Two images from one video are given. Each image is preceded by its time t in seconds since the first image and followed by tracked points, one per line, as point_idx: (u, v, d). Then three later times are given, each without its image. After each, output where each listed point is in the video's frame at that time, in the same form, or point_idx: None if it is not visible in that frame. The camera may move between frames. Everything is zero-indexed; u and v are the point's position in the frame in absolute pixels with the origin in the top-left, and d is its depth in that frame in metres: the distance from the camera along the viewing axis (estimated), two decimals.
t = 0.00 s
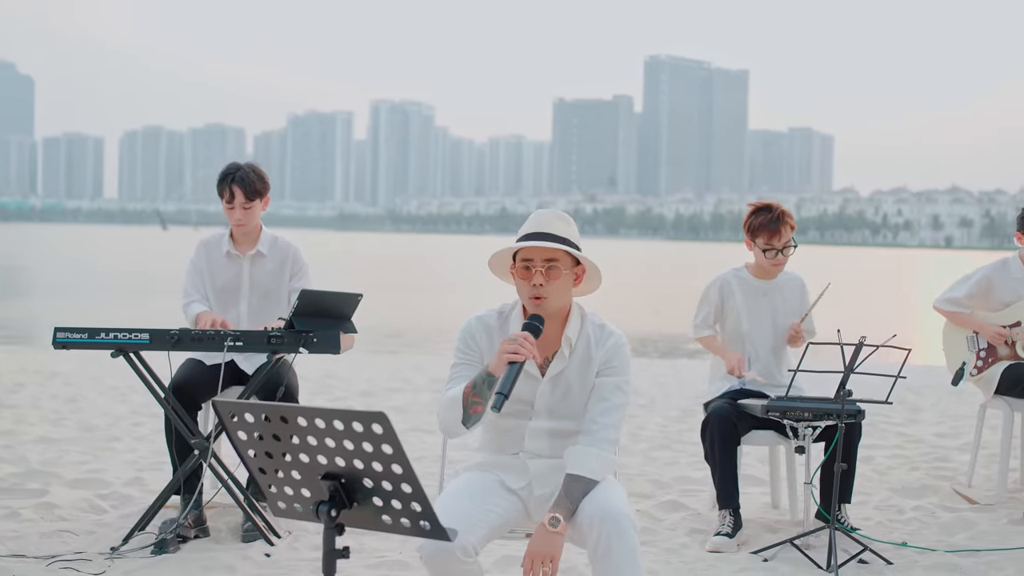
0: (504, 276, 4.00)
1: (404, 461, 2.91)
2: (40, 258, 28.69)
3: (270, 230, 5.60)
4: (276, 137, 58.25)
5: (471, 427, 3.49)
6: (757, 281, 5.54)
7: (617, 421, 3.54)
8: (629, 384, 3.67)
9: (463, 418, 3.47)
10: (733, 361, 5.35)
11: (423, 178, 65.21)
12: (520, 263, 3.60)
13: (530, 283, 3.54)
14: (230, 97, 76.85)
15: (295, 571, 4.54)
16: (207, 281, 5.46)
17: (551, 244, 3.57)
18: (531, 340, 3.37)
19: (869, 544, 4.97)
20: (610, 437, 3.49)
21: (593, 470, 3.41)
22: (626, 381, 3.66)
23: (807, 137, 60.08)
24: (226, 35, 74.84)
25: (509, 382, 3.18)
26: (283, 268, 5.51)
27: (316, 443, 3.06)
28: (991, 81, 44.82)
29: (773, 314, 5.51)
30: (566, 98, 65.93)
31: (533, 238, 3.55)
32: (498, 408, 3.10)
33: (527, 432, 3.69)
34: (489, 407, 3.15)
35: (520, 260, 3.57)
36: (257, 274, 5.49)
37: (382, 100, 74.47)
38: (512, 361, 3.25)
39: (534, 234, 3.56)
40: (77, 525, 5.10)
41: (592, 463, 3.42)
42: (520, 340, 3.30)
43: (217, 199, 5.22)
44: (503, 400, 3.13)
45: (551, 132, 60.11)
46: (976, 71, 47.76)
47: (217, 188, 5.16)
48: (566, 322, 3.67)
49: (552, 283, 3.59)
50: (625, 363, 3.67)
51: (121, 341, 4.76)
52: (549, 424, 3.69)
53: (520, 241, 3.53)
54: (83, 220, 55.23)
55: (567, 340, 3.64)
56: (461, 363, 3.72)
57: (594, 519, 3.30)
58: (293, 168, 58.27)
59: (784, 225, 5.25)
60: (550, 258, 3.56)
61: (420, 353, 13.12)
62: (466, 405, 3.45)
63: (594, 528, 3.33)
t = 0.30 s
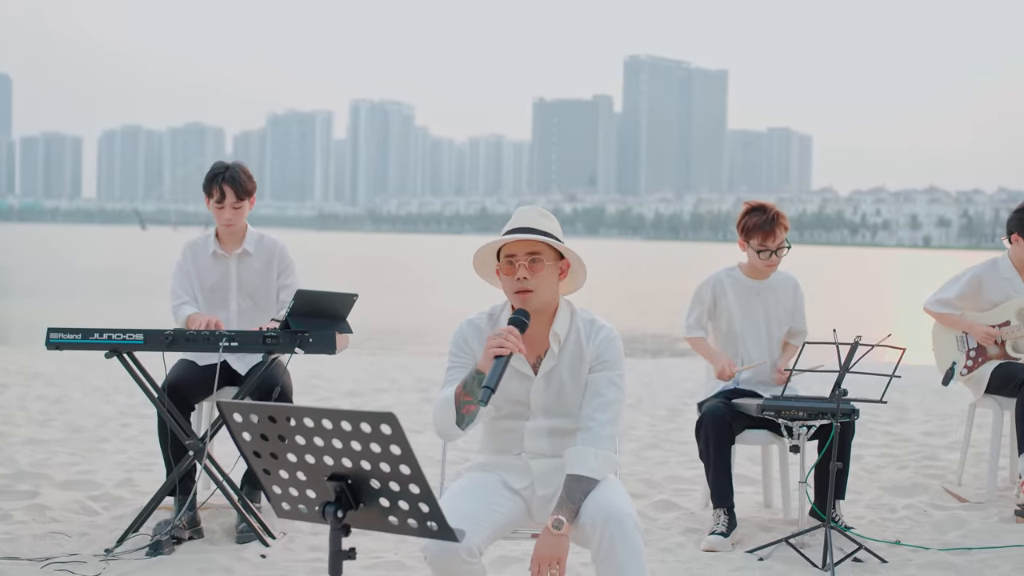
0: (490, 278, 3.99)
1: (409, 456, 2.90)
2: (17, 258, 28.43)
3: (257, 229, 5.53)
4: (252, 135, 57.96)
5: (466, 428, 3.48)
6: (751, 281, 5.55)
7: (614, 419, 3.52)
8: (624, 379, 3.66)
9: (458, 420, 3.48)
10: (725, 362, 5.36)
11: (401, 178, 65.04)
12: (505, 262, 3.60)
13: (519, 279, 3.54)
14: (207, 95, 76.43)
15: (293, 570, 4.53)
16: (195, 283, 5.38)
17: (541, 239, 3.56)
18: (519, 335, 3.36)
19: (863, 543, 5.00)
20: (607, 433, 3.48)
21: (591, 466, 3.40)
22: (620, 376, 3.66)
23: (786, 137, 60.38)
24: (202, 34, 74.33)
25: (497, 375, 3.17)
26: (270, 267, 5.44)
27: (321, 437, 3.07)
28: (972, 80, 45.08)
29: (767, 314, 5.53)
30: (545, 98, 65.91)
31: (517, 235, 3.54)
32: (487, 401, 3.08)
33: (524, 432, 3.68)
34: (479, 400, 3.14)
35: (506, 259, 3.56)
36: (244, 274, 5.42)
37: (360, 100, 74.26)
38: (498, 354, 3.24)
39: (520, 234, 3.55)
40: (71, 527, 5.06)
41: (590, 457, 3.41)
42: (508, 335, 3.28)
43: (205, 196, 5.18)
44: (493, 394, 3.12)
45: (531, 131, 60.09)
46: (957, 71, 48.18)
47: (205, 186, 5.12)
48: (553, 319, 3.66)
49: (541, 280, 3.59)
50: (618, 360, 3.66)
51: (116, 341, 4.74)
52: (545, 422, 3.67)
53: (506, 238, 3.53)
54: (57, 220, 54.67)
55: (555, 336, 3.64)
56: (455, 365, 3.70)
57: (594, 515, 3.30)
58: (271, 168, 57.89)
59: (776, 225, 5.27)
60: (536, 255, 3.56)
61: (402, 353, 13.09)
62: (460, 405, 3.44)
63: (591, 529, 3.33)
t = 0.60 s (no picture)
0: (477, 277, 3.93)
1: (414, 453, 2.88)
2: None
3: (244, 226, 5.49)
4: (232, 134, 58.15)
5: (461, 428, 3.44)
6: (745, 279, 5.61)
7: (610, 414, 3.47)
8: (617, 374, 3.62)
9: (451, 421, 3.44)
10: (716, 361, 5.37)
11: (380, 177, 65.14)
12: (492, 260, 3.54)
13: (510, 278, 3.47)
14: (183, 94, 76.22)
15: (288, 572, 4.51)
16: (186, 283, 5.34)
17: (529, 236, 3.50)
18: (506, 332, 3.30)
19: (856, 541, 5.02)
20: (604, 430, 3.43)
21: (587, 463, 3.34)
22: (614, 371, 3.61)
23: (763, 138, 61.21)
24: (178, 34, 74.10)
25: (485, 371, 3.12)
26: (258, 264, 5.41)
27: (322, 437, 3.05)
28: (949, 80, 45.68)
29: (759, 313, 5.56)
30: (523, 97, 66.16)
31: (502, 232, 3.48)
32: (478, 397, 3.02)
33: (520, 432, 3.63)
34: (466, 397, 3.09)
35: (491, 258, 3.51)
36: (233, 271, 5.38)
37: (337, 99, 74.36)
38: (485, 350, 3.18)
39: (504, 232, 3.49)
40: (64, 528, 5.02)
41: (586, 455, 3.36)
42: (494, 330, 3.22)
43: (188, 196, 5.09)
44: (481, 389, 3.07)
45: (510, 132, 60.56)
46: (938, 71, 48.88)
47: (189, 185, 5.03)
48: (541, 316, 3.61)
49: (531, 276, 3.52)
50: (611, 356, 3.61)
51: (108, 342, 4.70)
52: (541, 421, 3.62)
53: (490, 236, 3.47)
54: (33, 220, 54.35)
55: (545, 333, 3.58)
56: (447, 366, 3.66)
57: (592, 514, 3.26)
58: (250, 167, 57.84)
59: (763, 223, 5.23)
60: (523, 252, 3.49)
61: (383, 352, 13.10)
62: (453, 405, 3.40)
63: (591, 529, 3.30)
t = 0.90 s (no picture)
0: (470, 276, 3.87)
1: (419, 450, 2.87)
2: None
3: (237, 229, 5.46)
4: (210, 132, 58.22)
5: (457, 429, 3.40)
6: (731, 279, 5.59)
7: (606, 416, 3.44)
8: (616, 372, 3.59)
9: (447, 422, 3.38)
10: (707, 361, 5.38)
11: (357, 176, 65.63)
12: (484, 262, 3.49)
13: (502, 279, 3.43)
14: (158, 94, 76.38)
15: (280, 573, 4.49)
16: (179, 284, 5.34)
17: (522, 235, 3.44)
18: (498, 331, 3.26)
19: (846, 539, 5.04)
20: (603, 429, 3.40)
21: (585, 462, 3.31)
22: (613, 369, 3.58)
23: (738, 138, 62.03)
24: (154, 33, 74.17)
25: (475, 367, 3.06)
26: (251, 266, 5.40)
27: (323, 437, 3.03)
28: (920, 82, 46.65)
29: (748, 316, 5.58)
30: (500, 98, 66.72)
31: (495, 233, 3.43)
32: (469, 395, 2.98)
33: (517, 432, 3.60)
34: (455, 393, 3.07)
35: (483, 261, 3.46)
36: (224, 275, 5.37)
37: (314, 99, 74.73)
38: (477, 347, 3.12)
39: (496, 231, 3.45)
40: (55, 530, 5.00)
41: (584, 453, 3.33)
42: (485, 327, 3.17)
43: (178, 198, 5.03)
44: (471, 387, 3.03)
45: (487, 133, 60.98)
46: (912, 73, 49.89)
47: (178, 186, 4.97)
48: (535, 316, 3.58)
49: (525, 276, 3.48)
50: (609, 354, 3.58)
51: (98, 342, 4.67)
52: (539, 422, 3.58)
53: (481, 236, 3.43)
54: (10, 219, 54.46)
55: (539, 333, 3.54)
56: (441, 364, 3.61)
57: (589, 514, 3.24)
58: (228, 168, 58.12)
59: (756, 225, 5.25)
60: (515, 253, 3.44)
61: (361, 352, 13.08)
62: (448, 405, 3.36)
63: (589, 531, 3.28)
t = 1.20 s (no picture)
0: (467, 277, 3.88)
1: (424, 449, 2.86)
2: None
3: (230, 229, 5.46)
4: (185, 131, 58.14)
5: (456, 428, 3.39)
6: (718, 278, 5.60)
7: (610, 414, 3.45)
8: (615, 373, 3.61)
9: (446, 421, 3.37)
10: (699, 360, 5.37)
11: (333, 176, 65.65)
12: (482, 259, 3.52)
13: (499, 277, 3.44)
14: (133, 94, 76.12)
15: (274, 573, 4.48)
16: (170, 282, 5.32)
17: (523, 236, 3.46)
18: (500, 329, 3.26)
19: (836, 537, 5.07)
20: (605, 426, 3.41)
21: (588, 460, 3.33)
22: (612, 369, 3.59)
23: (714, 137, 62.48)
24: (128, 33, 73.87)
25: (477, 367, 3.06)
26: (242, 266, 5.39)
27: (324, 438, 3.02)
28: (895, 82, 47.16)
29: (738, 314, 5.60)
30: (476, 98, 66.86)
31: (496, 228, 3.45)
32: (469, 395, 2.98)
33: (518, 431, 3.60)
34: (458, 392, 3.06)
35: (482, 257, 3.48)
36: (216, 275, 5.36)
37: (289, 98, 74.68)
38: (479, 346, 3.11)
39: (495, 227, 3.47)
40: (45, 532, 4.97)
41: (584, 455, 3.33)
42: (487, 327, 3.17)
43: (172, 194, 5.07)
44: (473, 386, 3.03)
45: (463, 132, 61.19)
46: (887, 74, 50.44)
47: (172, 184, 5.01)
48: (535, 314, 3.58)
49: (527, 273, 3.50)
50: (609, 355, 3.59)
51: (89, 342, 4.64)
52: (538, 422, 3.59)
53: (481, 233, 3.44)
54: None
55: (538, 331, 3.55)
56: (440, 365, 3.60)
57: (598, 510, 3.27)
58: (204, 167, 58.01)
59: (750, 224, 5.31)
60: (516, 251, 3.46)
61: (340, 352, 13.04)
62: (447, 404, 3.35)
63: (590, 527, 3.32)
